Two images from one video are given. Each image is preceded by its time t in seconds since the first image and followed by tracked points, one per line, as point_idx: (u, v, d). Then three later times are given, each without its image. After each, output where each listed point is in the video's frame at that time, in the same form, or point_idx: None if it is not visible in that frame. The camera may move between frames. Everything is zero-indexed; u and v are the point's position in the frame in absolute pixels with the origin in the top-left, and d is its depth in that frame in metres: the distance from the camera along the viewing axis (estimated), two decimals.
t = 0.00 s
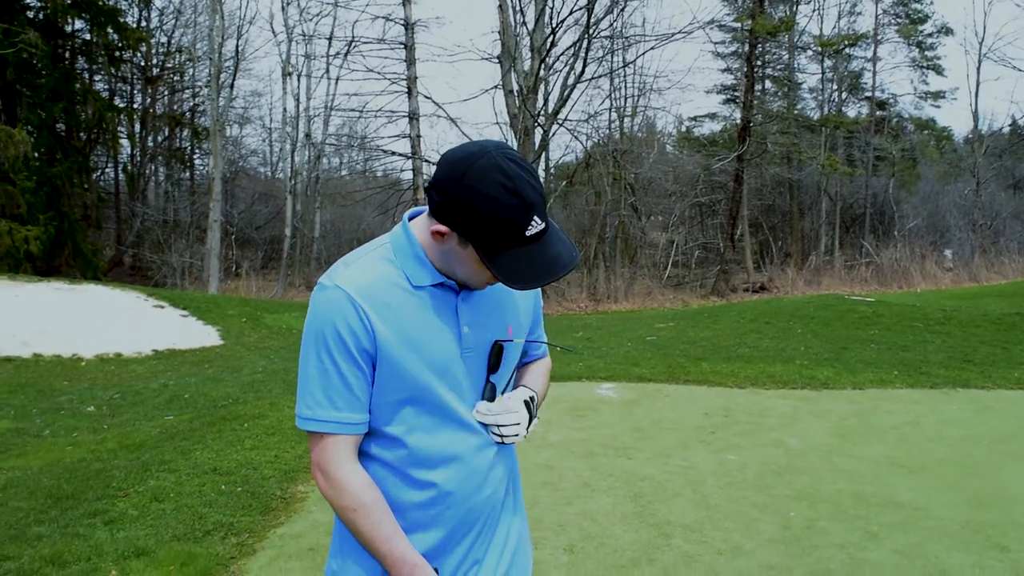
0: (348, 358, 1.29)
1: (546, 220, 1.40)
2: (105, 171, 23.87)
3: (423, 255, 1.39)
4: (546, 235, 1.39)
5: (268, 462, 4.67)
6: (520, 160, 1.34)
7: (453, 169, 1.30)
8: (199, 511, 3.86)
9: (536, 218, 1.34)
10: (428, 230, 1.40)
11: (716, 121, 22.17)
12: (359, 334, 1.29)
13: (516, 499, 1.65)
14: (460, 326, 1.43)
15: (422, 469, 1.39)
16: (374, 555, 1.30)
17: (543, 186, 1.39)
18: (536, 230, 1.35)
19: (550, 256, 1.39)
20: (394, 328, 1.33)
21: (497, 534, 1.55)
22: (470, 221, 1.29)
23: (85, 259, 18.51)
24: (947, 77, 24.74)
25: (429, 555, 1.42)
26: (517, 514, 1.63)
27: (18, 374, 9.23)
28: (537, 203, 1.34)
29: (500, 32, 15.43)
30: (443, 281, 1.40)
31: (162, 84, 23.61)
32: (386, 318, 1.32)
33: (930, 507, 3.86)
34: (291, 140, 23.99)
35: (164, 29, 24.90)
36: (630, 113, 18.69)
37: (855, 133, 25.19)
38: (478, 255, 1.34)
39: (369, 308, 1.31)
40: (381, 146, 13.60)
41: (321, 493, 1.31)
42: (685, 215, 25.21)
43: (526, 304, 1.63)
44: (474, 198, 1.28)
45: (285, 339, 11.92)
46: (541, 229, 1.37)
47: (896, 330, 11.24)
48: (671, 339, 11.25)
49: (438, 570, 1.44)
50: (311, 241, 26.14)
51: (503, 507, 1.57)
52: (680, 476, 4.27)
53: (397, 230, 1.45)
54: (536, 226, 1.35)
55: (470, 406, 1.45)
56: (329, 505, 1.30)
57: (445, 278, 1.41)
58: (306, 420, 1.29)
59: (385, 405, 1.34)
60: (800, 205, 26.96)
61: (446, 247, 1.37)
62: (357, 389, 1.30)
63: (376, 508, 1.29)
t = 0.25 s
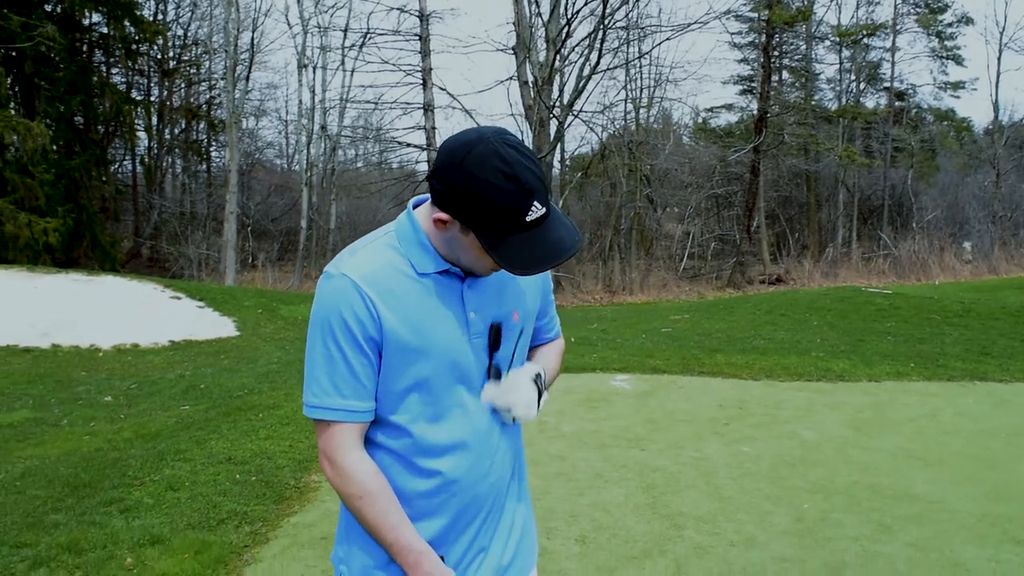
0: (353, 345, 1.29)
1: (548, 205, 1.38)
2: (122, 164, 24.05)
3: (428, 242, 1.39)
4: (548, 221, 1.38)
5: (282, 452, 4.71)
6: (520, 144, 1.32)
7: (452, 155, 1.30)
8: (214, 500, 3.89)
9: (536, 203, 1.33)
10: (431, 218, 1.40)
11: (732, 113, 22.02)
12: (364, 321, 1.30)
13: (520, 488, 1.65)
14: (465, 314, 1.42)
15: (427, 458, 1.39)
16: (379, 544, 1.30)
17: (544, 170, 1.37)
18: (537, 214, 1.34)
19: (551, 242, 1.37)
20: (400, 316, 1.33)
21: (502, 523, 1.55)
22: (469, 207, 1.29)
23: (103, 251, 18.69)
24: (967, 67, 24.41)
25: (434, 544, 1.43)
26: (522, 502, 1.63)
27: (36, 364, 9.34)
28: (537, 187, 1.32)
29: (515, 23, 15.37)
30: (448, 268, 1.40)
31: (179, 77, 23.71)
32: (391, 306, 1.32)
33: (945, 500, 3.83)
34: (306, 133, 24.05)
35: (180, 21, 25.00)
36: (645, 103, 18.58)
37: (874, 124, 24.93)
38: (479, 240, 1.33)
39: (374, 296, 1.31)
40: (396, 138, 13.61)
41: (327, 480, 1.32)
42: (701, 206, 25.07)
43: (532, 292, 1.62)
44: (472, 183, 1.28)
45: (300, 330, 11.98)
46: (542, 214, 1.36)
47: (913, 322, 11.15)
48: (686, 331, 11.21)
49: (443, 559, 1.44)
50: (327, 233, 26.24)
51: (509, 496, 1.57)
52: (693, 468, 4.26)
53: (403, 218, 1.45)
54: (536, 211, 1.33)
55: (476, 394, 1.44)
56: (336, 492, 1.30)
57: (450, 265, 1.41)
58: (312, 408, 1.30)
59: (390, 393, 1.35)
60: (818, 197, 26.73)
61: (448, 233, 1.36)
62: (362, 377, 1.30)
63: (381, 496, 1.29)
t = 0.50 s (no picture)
0: (354, 339, 1.29)
1: (538, 189, 1.38)
2: (137, 160, 24.20)
3: (425, 234, 1.39)
4: (538, 203, 1.37)
5: (292, 447, 4.72)
6: (507, 126, 1.33)
7: (441, 140, 1.31)
8: (224, 495, 3.91)
9: (525, 183, 1.33)
10: (427, 209, 1.40)
11: (746, 109, 21.92)
12: (363, 315, 1.30)
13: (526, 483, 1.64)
14: (465, 306, 1.41)
15: (429, 451, 1.38)
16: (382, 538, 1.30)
17: (534, 154, 1.38)
18: (526, 196, 1.34)
19: (542, 224, 1.36)
20: (399, 309, 1.33)
21: (506, 516, 1.53)
22: (458, 188, 1.29)
23: (118, 246, 18.83)
24: (983, 62, 24.17)
25: (437, 540, 1.42)
26: (530, 494, 1.62)
27: (50, 359, 9.43)
28: (525, 167, 1.33)
29: (527, 19, 15.36)
30: (447, 261, 1.40)
31: (193, 73, 23.82)
32: (390, 300, 1.32)
33: (957, 499, 3.79)
34: (319, 129, 24.11)
35: (194, 18, 25.11)
36: (658, 99, 18.51)
37: (889, 120, 24.74)
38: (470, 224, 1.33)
39: (372, 289, 1.31)
40: (409, 134, 13.63)
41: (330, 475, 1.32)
42: (714, 203, 24.97)
43: (533, 285, 1.61)
44: (460, 165, 1.28)
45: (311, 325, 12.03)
46: (532, 196, 1.35)
47: (927, 319, 11.06)
48: (698, 328, 11.17)
49: (446, 553, 1.43)
50: (339, 229, 26.32)
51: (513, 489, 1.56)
52: (703, 465, 4.25)
53: (400, 212, 1.45)
54: (526, 191, 1.33)
55: (477, 387, 1.43)
56: (338, 487, 1.30)
57: (448, 258, 1.40)
58: (313, 404, 1.30)
59: (391, 387, 1.34)
60: (832, 194, 26.56)
61: (442, 223, 1.37)
62: (363, 372, 1.30)
63: (384, 491, 1.29)
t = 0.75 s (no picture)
0: (356, 336, 1.30)
1: (535, 185, 1.37)
2: (147, 158, 24.31)
3: (425, 231, 1.39)
4: (534, 199, 1.37)
5: (303, 442, 4.74)
6: (503, 123, 1.33)
7: (438, 139, 1.32)
8: (235, 490, 3.93)
9: (520, 180, 1.33)
10: (427, 206, 1.40)
11: (756, 103, 21.81)
12: (365, 313, 1.30)
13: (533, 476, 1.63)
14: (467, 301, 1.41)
15: (434, 445, 1.38)
16: (387, 532, 1.30)
17: (532, 149, 1.37)
18: (522, 192, 1.33)
19: (538, 220, 1.36)
20: (401, 305, 1.33)
21: (512, 508, 1.53)
22: (453, 185, 1.30)
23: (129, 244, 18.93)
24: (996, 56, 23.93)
25: (443, 532, 1.42)
26: (536, 484, 1.62)
27: (62, 356, 9.50)
28: (520, 163, 1.32)
29: (536, 14, 15.31)
30: (448, 257, 1.40)
31: (203, 71, 23.89)
32: (392, 296, 1.33)
33: (968, 493, 3.77)
34: (328, 126, 24.12)
35: (203, 16, 25.17)
36: (668, 94, 18.43)
37: (900, 114, 24.55)
38: (466, 221, 1.33)
39: (374, 287, 1.31)
40: (418, 130, 13.63)
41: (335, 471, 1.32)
42: (724, 198, 24.87)
43: (534, 278, 1.60)
44: (455, 163, 1.29)
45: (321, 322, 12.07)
46: (528, 192, 1.35)
47: (938, 314, 10.99)
48: (708, 323, 11.14)
49: (452, 545, 1.43)
50: (349, 226, 26.37)
51: (519, 480, 1.55)
52: (713, 460, 4.24)
53: (402, 209, 1.45)
54: (522, 188, 1.33)
55: (480, 380, 1.43)
56: (344, 482, 1.31)
57: (449, 253, 1.41)
58: (318, 401, 1.31)
59: (394, 382, 1.35)
60: (843, 188, 26.40)
61: (440, 220, 1.37)
62: (366, 368, 1.31)
63: (389, 485, 1.29)
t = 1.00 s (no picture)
0: (358, 339, 1.29)
1: (529, 193, 1.35)
2: (146, 158, 24.29)
3: (426, 232, 1.39)
4: (528, 204, 1.35)
5: (303, 443, 4.74)
6: (496, 127, 1.31)
7: (432, 143, 1.31)
8: (236, 492, 3.93)
9: (511, 187, 1.31)
10: (426, 208, 1.39)
11: (755, 102, 21.82)
12: (368, 315, 1.30)
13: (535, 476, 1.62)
14: (469, 301, 1.40)
15: (437, 446, 1.37)
16: (391, 534, 1.29)
17: (526, 155, 1.35)
18: (513, 200, 1.32)
19: (529, 227, 1.34)
20: (403, 309, 1.33)
21: (516, 507, 1.52)
22: (444, 190, 1.29)
23: (128, 244, 18.93)
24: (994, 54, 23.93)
25: (445, 533, 1.41)
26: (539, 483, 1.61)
27: (62, 357, 9.49)
28: (512, 170, 1.31)
29: (535, 14, 15.32)
30: (448, 258, 1.39)
31: (201, 71, 23.86)
32: (393, 299, 1.32)
33: (970, 491, 3.77)
34: (327, 126, 24.09)
35: (201, 16, 25.14)
36: (667, 93, 18.42)
37: (899, 113, 24.57)
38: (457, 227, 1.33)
39: (376, 291, 1.31)
40: (417, 130, 13.62)
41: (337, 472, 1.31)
42: (723, 197, 24.88)
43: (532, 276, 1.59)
44: (446, 169, 1.28)
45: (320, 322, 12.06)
46: (519, 200, 1.33)
47: (938, 312, 10.99)
48: (708, 322, 11.14)
49: (455, 546, 1.42)
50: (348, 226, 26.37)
51: (522, 480, 1.55)
52: (715, 459, 4.23)
53: (402, 211, 1.44)
54: (512, 195, 1.31)
55: (482, 380, 1.42)
56: (347, 485, 1.30)
57: (449, 254, 1.40)
58: (321, 403, 1.30)
59: (396, 383, 1.34)
60: (841, 186, 26.42)
61: (436, 223, 1.37)
62: (369, 371, 1.30)
63: (392, 487, 1.29)
